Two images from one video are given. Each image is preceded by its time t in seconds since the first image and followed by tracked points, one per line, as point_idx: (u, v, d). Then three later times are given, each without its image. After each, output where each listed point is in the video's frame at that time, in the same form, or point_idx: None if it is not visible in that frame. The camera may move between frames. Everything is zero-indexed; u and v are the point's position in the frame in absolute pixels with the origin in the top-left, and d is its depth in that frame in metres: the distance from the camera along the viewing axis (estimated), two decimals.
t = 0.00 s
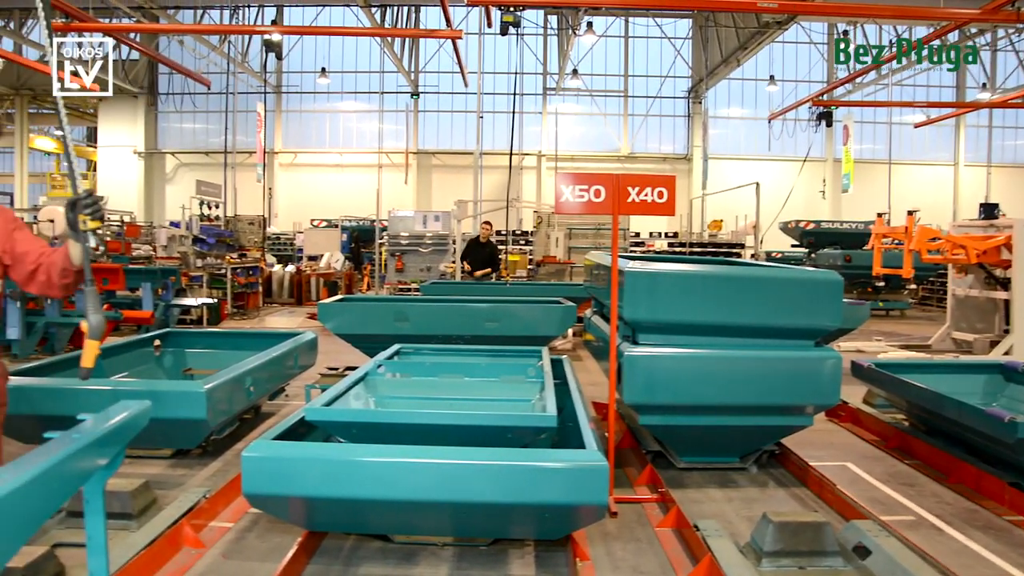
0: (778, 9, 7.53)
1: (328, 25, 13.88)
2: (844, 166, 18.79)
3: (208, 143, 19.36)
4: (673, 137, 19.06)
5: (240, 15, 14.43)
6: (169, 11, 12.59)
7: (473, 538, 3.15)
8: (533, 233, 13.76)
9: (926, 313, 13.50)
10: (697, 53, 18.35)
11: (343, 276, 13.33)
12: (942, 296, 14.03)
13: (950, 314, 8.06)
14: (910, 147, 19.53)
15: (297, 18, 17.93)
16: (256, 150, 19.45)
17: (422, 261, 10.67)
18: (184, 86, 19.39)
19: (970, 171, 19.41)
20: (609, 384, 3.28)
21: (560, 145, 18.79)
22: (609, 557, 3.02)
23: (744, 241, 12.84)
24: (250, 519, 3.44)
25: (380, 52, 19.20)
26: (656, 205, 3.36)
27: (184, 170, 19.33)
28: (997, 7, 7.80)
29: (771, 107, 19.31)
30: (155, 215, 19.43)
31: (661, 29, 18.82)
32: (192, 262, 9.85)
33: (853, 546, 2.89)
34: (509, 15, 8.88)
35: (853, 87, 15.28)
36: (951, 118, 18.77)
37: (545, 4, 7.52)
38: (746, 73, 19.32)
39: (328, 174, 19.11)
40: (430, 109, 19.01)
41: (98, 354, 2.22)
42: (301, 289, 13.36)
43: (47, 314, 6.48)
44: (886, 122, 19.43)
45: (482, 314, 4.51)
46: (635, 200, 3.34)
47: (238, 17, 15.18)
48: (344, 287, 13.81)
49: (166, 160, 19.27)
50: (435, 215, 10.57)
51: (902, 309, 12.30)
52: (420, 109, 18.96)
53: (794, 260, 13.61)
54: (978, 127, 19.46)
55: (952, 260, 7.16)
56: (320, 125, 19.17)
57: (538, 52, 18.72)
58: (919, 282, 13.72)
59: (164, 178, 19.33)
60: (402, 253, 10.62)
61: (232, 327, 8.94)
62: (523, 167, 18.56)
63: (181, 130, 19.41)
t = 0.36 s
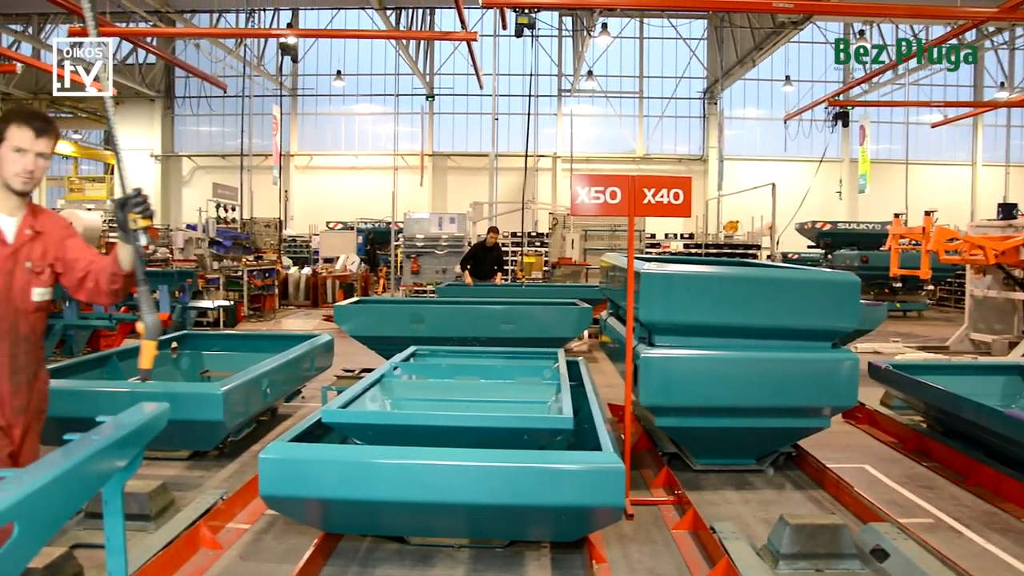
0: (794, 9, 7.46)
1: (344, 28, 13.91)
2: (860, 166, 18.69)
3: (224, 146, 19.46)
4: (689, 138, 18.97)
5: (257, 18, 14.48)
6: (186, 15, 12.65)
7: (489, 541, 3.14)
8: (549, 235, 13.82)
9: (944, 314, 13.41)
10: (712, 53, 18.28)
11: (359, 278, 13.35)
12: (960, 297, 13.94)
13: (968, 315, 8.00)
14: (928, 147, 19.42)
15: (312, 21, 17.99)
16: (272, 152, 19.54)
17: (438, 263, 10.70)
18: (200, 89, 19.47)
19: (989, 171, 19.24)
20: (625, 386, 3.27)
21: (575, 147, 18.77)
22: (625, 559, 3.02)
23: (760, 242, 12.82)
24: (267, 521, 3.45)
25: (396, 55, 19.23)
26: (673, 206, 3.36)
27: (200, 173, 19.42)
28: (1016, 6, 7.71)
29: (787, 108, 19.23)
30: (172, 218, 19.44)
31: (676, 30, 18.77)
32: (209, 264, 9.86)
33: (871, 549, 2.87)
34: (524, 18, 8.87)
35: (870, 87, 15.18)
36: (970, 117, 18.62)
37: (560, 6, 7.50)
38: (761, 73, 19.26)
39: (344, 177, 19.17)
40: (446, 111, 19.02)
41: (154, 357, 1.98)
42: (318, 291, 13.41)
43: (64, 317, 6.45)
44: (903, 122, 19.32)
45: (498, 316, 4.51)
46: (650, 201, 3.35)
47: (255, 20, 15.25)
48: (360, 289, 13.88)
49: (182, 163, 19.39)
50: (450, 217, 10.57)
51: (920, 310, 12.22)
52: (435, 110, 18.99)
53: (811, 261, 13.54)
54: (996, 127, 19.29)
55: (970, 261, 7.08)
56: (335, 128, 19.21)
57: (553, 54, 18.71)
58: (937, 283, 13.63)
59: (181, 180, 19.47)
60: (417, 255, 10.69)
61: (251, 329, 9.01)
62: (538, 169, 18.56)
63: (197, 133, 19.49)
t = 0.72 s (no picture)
0: (816, 11, 7.39)
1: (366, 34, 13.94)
2: (884, 169, 18.51)
3: (246, 151, 19.58)
4: (711, 141, 18.82)
5: (278, 24, 14.57)
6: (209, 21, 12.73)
7: (512, 546, 3.13)
8: (572, 239, 13.65)
9: (971, 319, 13.24)
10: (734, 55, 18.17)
11: (381, 283, 13.38)
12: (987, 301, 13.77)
13: (994, 318, 7.91)
14: (953, 149, 19.22)
15: (333, 26, 18.05)
16: (294, 157, 19.64)
17: (459, 268, 10.89)
18: (222, 94, 19.59)
19: (1016, 173, 18.97)
20: (648, 391, 3.27)
21: (596, 151, 18.75)
22: (649, 564, 3.01)
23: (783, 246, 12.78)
24: (291, 524, 3.47)
25: (416, 59, 19.25)
26: (696, 210, 3.36)
27: (223, 178, 19.50)
28: None
29: (809, 110, 19.13)
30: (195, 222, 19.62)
31: (697, 33, 18.67)
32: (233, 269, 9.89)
33: (899, 557, 2.81)
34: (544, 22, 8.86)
35: (893, 90, 15.04)
36: (996, 119, 18.38)
37: (581, 10, 7.49)
38: (783, 76, 19.18)
39: (365, 181, 19.23)
40: (466, 116, 19.07)
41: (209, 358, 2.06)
42: (339, 296, 13.67)
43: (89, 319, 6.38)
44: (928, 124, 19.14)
45: (520, 321, 4.49)
46: (673, 206, 3.34)
47: (276, 26, 15.29)
48: (381, 294, 13.90)
49: (205, 168, 19.57)
50: (472, 222, 10.83)
51: (946, 314, 12.07)
52: (456, 115, 19.01)
53: (834, 265, 13.42)
54: None
55: (996, 265, 6.99)
56: (356, 132, 19.28)
57: (574, 57, 18.67)
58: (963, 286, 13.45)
59: (204, 186, 19.63)
60: (439, 260, 10.87)
61: (275, 333, 9.06)
62: (559, 173, 18.54)
63: (219, 138, 19.62)
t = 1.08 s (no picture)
0: (846, 14, 7.33)
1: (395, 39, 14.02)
2: (916, 172, 18.29)
3: (275, 156, 19.75)
4: (740, 145, 18.64)
5: (308, 30, 14.68)
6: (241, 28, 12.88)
7: (541, 550, 3.11)
8: (600, 245, 13.37)
9: (1006, 325, 13.03)
10: (763, 59, 18.06)
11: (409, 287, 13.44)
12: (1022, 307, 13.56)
13: None
14: (987, 152, 18.95)
15: (362, 32, 18.14)
16: (323, 162, 19.79)
17: (487, 272, 10.70)
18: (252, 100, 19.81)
19: None
20: (678, 395, 3.26)
21: (624, 155, 18.70)
22: (679, 570, 2.99)
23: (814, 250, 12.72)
24: (321, 527, 3.49)
25: (444, 64, 19.26)
26: (727, 215, 3.34)
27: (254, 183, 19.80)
28: None
29: (840, 113, 18.98)
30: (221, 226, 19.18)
31: (725, 37, 18.57)
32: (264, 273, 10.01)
33: (933, 566, 2.72)
34: (573, 27, 8.89)
35: (924, 93, 14.86)
36: None
37: (610, 15, 7.50)
38: (812, 80, 19.07)
39: (393, 186, 19.33)
40: (494, 121, 19.07)
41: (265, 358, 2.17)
42: (369, 300, 13.36)
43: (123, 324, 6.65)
44: (961, 127, 18.88)
45: (550, 325, 4.49)
46: (703, 210, 3.34)
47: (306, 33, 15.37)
48: (410, 298, 13.98)
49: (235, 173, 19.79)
50: (500, 227, 10.69)
51: (981, 320, 11.89)
52: (484, 120, 19.03)
53: (865, 269, 13.29)
54: None
55: None
56: (384, 137, 19.37)
57: (602, 62, 18.65)
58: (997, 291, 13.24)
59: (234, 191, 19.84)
60: (467, 265, 10.75)
61: (306, 337, 9.14)
62: (588, 177, 18.52)
63: (249, 143, 19.82)
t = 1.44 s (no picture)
0: (887, 12, 7.25)
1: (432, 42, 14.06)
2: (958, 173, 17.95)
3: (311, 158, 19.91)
4: (777, 146, 18.40)
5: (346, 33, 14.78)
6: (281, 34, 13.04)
7: (579, 552, 3.12)
8: (637, 247, 12.90)
9: None
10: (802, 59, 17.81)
11: (445, 288, 13.52)
12: None
13: None
14: None
15: (398, 35, 18.20)
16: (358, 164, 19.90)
17: (524, 273, 11.49)
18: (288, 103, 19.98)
19: None
20: (717, 398, 3.25)
21: (660, 156, 18.55)
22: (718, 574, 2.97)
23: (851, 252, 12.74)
24: (359, 527, 3.52)
25: (480, 65, 19.25)
26: (766, 216, 3.33)
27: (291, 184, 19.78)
28: None
29: (880, 114, 18.72)
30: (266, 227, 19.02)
31: (762, 37, 18.36)
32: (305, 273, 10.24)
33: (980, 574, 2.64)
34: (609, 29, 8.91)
35: (967, 92, 14.58)
36: None
37: (646, 15, 7.51)
38: (852, 79, 18.82)
39: (429, 187, 19.40)
40: (530, 122, 18.99)
41: (374, 351, 2.19)
42: (404, 300, 13.91)
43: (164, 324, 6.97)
44: (1005, 127, 18.52)
45: (585, 327, 4.47)
46: (743, 211, 3.32)
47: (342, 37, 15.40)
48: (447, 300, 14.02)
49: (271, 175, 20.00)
50: (536, 228, 11.40)
51: None
52: (519, 121, 18.99)
53: (905, 271, 13.10)
54: None
55: None
56: (419, 138, 19.36)
57: (639, 63, 18.58)
58: None
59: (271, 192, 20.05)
60: (504, 266, 11.51)
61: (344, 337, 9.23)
62: (623, 178, 18.40)
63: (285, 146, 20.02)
